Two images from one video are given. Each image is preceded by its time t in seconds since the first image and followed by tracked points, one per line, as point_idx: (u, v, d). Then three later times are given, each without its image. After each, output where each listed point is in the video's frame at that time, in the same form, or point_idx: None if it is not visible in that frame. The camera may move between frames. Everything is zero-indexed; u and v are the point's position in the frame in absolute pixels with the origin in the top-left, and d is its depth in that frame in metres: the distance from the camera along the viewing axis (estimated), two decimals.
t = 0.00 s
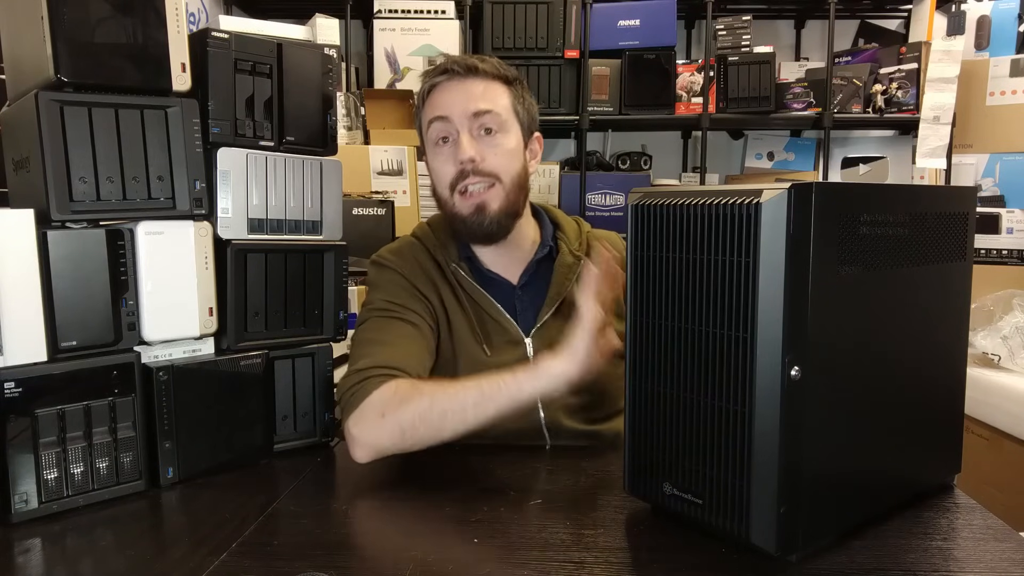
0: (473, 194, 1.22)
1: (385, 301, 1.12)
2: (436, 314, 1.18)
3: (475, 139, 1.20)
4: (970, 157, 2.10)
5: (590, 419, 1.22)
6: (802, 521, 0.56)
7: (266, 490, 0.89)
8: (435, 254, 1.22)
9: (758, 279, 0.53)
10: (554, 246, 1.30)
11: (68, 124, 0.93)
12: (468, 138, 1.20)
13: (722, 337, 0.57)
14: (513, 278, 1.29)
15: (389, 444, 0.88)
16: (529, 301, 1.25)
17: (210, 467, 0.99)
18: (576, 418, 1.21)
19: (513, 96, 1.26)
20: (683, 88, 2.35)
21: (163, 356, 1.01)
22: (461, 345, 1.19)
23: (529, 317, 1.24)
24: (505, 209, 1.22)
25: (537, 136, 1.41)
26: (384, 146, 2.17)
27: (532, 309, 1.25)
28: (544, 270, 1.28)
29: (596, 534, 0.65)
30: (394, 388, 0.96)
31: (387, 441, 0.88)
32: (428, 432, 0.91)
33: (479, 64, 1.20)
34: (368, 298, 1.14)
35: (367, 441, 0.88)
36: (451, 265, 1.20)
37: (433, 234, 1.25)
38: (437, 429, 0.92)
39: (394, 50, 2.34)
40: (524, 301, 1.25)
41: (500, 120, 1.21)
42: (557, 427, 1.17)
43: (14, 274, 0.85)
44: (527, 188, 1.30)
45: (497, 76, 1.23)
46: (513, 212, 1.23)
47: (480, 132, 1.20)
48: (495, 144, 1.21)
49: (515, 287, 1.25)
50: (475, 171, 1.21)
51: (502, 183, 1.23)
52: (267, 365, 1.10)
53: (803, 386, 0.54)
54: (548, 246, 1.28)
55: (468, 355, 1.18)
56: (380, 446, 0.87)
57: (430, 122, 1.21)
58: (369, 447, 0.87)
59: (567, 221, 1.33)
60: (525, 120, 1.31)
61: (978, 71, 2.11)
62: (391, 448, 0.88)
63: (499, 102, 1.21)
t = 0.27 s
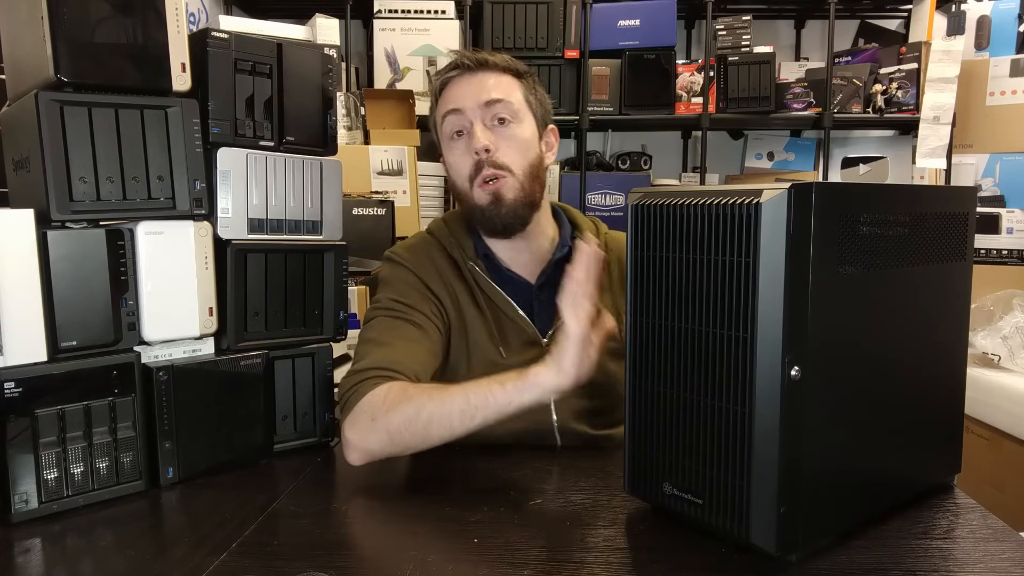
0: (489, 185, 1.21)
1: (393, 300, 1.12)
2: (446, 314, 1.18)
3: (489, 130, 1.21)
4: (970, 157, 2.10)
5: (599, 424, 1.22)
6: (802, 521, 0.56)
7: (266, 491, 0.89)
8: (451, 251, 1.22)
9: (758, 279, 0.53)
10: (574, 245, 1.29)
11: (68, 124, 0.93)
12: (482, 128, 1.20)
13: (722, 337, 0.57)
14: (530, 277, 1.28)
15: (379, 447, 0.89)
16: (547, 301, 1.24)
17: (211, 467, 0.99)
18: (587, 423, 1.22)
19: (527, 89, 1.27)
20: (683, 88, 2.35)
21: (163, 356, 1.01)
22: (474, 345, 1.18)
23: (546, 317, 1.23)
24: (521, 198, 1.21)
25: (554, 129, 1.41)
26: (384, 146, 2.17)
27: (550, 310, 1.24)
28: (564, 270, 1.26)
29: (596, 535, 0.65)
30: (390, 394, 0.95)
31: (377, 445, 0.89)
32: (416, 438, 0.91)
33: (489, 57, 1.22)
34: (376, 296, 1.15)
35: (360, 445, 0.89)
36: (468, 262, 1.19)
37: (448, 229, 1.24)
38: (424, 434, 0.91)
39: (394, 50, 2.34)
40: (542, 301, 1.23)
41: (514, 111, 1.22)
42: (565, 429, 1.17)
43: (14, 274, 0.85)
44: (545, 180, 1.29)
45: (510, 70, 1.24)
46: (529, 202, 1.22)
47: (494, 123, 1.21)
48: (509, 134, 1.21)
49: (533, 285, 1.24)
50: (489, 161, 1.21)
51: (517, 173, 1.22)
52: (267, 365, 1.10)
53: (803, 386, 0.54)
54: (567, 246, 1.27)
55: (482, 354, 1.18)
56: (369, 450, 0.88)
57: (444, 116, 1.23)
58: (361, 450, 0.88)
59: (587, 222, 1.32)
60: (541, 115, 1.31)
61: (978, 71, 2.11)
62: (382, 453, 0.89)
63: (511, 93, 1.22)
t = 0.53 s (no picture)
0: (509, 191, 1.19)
1: (403, 301, 1.10)
2: (457, 318, 1.17)
3: (515, 134, 1.18)
4: (970, 157, 2.10)
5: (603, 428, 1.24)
6: (802, 521, 0.56)
7: (266, 491, 0.89)
8: (466, 252, 1.21)
9: (758, 278, 0.53)
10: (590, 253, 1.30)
11: (68, 124, 0.93)
12: (507, 132, 1.17)
13: (722, 337, 0.57)
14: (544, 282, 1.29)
15: (372, 457, 0.85)
16: (560, 307, 1.26)
17: (210, 467, 0.99)
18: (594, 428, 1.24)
19: (555, 94, 1.24)
20: (683, 88, 2.35)
21: (163, 356, 1.01)
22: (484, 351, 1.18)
23: (558, 323, 1.25)
24: (540, 208, 1.19)
25: (583, 135, 1.38)
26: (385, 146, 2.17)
27: (562, 317, 1.26)
28: (578, 278, 1.29)
29: (596, 535, 0.65)
30: (392, 401, 0.92)
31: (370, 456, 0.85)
32: (409, 465, 0.82)
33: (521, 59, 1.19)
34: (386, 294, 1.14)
35: (355, 448, 0.87)
36: (483, 265, 1.19)
37: (466, 231, 1.24)
38: (412, 465, 0.82)
39: (394, 51, 2.34)
40: (554, 307, 1.26)
41: (541, 117, 1.19)
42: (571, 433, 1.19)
43: (14, 274, 0.85)
44: (566, 189, 1.27)
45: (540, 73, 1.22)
46: (548, 213, 1.20)
47: (520, 127, 1.18)
48: (534, 141, 1.19)
49: (547, 292, 1.26)
50: (512, 167, 1.18)
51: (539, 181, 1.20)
52: (267, 365, 1.10)
53: (803, 386, 0.54)
54: (585, 253, 1.28)
55: (492, 361, 1.18)
56: (361, 457, 0.86)
57: (470, 115, 1.20)
58: (354, 454, 0.86)
59: (605, 229, 1.33)
60: (567, 120, 1.28)
61: (978, 71, 2.11)
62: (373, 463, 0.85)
63: (540, 98, 1.19)
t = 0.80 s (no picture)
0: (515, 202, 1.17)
1: (414, 301, 1.10)
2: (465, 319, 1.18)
3: (525, 144, 1.14)
4: (970, 157, 2.10)
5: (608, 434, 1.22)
6: (802, 521, 0.56)
7: (266, 491, 0.89)
8: (474, 253, 1.22)
9: (758, 278, 0.53)
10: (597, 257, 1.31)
11: (68, 125, 0.93)
12: (519, 140, 1.14)
13: (722, 337, 0.57)
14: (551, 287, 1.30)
15: (392, 458, 0.84)
16: (566, 312, 1.28)
17: (210, 467, 0.99)
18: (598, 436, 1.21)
19: (570, 103, 1.21)
20: (683, 88, 2.35)
21: (163, 356, 1.01)
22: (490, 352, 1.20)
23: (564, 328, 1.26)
24: (545, 221, 1.18)
25: (597, 142, 1.36)
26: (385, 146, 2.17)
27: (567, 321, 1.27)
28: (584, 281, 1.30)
29: (596, 535, 0.65)
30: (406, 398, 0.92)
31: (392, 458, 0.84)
32: (428, 452, 0.85)
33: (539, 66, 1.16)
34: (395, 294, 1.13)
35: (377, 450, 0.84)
36: (490, 267, 1.19)
37: (475, 232, 1.24)
38: (433, 450, 0.85)
39: (394, 51, 2.34)
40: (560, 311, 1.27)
41: (554, 128, 1.16)
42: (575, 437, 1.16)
43: (14, 274, 0.85)
44: (573, 201, 1.25)
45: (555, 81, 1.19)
46: (553, 226, 1.19)
47: (531, 137, 1.14)
48: (546, 152, 1.15)
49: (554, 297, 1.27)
50: (520, 178, 1.15)
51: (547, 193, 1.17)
52: (267, 365, 1.10)
53: (803, 386, 0.54)
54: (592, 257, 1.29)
55: (498, 362, 1.20)
56: (386, 459, 0.84)
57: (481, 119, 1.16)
58: (378, 458, 0.84)
59: (613, 232, 1.33)
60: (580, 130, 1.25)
61: (978, 71, 2.11)
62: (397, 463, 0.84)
63: (555, 108, 1.16)
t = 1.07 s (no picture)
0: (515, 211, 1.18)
1: (409, 308, 1.10)
2: (461, 325, 1.17)
3: (523, 152, 1.16)
4: (970, 157, 2.10)
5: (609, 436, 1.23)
6: (802, 521, 0.56)
7: (266, 491, 0.89)
8: (470, 256, 1.21)
9: (758, 279, 0.53)
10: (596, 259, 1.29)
11: (68, 124, 0.93)
12: (517, 149, 1.16)
13: (722, 337, 0.57)
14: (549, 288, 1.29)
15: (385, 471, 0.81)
16: (564, 312, 1.25)
17: (210, 467, 0.99)
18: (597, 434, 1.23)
19: (569, 108, 1.21)
20: (683, 88, 2.35)
21: (163, 356, 1.01)
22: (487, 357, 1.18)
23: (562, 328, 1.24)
24: (545, 231, 1.18)
25: (596, 144, 1.36)
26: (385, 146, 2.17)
27: (564, 322, 1.25)
28: (582, 283, 1.28)
29: (596, 535, 0.65)
30: (402, 413, 0.92)
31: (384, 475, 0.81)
32: (420, 480, 0.80)
33: (539, 72, 1.15)
34: (392, 302, 1.13)
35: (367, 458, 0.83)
36: (485, 270, 1.19)
37: (472, 237, 1.23)
38: (425, 480, 0.80)
39: (394, 51, 2.35)
40: (558, 312, 1.25)
41: (552, 135, 1.17)
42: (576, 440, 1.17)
43: (14, 274, 0.85)
44: (572, 206, 1.26)
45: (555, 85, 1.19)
46: (553, 234, 1.19)
47: (529, 145, 1.16)
48: (544, 160, 1.17)
49: (551, 297, 1.25)
50: (519, 186, 1.16)
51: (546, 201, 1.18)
52: (267, 365, 1.10)
53: (803, 386, 0.54)
54: (590, 259, 1.27)
55: (496, 370, 1.17)
56: (374, 467, 0.82)
57: (480, 125, 1.17)
58: (370, 468, 0.82)
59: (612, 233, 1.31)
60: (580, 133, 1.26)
61: (978, 71, 2.11)
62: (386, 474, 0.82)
63: (554, 115, 1.16)
